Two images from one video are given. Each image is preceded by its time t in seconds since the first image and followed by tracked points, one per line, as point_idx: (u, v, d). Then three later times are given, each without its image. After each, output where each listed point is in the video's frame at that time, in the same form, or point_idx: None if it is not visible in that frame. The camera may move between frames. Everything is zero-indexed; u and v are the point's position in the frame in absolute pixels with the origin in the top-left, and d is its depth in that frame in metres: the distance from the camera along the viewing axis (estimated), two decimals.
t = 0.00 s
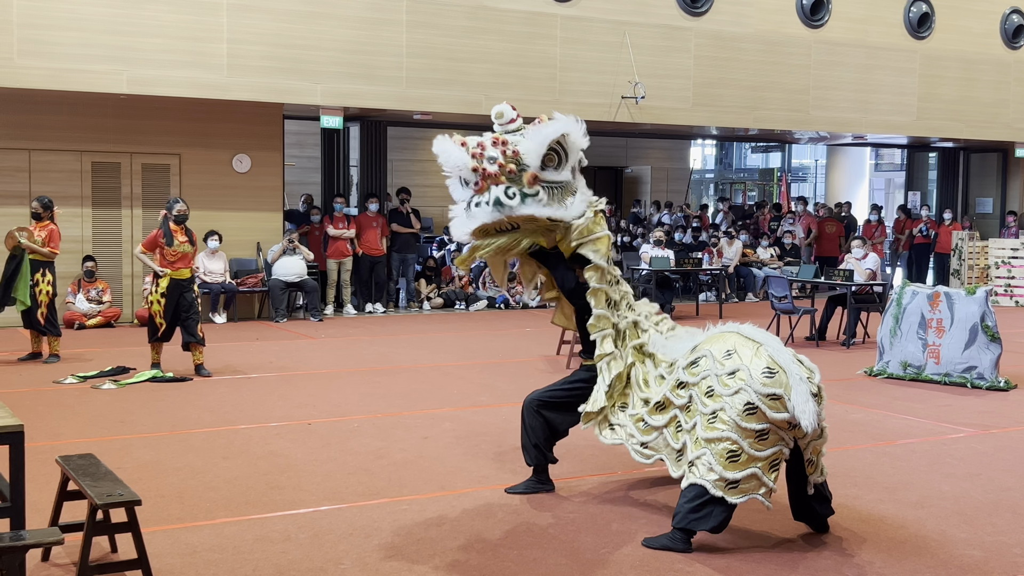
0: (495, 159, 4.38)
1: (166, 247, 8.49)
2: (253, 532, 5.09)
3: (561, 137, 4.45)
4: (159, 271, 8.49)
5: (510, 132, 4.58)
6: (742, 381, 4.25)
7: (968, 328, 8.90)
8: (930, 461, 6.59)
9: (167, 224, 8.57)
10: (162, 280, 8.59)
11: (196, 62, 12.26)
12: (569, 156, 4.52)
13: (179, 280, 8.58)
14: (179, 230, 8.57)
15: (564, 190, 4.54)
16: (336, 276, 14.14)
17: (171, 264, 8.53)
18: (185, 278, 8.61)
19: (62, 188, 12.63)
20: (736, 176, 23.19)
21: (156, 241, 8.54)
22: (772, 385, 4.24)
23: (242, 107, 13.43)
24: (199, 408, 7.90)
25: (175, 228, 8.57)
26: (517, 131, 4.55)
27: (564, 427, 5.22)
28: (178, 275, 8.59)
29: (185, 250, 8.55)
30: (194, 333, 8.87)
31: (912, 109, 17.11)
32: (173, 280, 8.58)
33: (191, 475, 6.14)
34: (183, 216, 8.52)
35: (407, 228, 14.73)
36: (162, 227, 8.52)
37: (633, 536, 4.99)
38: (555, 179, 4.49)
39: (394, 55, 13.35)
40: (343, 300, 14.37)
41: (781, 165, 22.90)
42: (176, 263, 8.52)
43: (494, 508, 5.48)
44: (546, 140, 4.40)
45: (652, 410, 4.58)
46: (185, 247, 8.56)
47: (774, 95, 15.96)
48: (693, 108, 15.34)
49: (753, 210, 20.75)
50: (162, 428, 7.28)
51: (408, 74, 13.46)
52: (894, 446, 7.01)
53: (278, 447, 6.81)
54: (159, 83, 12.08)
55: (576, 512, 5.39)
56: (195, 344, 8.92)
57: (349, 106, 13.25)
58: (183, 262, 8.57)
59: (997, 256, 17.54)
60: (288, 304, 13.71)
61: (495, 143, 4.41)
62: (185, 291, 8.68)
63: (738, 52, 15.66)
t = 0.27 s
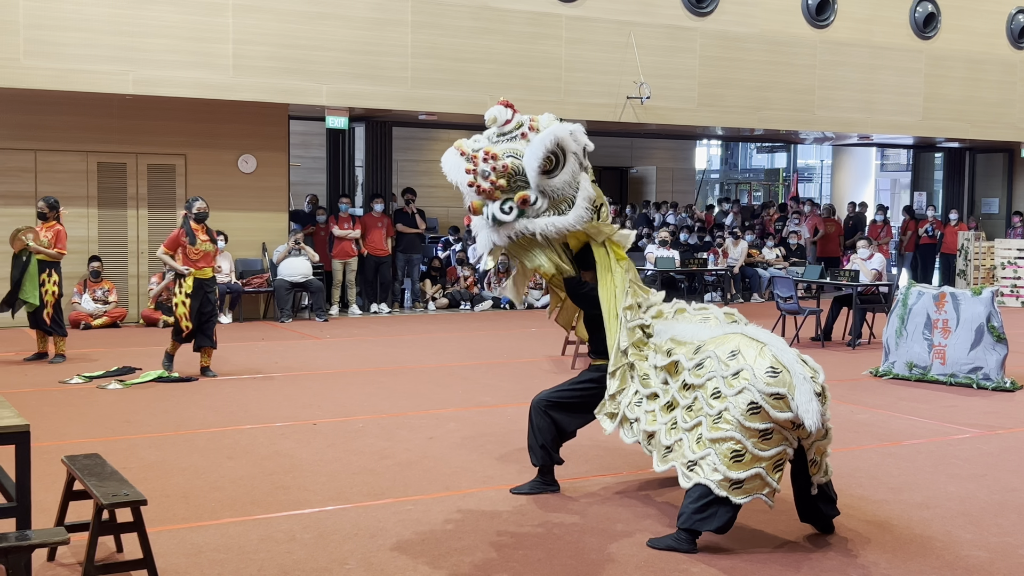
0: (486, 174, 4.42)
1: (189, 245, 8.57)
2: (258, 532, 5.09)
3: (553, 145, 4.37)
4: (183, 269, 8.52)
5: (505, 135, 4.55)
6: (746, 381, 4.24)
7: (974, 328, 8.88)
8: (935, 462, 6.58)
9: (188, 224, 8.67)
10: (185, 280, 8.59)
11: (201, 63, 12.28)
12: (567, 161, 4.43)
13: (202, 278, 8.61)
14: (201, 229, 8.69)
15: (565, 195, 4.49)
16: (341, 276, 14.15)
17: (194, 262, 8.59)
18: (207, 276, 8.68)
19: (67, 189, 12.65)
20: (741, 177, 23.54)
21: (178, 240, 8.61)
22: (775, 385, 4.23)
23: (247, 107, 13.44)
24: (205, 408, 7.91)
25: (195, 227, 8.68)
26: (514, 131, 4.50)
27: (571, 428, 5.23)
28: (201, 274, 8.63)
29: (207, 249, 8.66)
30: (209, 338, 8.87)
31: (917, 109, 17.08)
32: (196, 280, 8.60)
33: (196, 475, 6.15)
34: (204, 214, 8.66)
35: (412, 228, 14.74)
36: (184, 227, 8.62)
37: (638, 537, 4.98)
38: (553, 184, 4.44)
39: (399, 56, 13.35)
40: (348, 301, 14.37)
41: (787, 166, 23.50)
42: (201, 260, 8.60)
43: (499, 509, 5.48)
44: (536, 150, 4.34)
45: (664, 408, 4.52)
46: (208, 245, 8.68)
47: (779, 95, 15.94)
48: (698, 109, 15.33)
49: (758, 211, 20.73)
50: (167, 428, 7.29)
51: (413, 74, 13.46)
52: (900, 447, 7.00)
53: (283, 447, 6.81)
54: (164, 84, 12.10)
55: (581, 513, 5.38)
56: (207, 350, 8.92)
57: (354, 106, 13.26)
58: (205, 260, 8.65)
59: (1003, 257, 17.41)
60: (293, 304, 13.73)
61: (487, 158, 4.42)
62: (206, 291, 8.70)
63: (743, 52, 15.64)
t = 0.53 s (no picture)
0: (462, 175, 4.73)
1: (203, 245, 8.60)
2: (266, 532, 5.10)
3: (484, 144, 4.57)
4: (197, 270, 8.55)
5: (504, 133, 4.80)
6: (754, 381, 4.24)
7: (983, 329, 8.85)
8: (944, 463, 6.56)
9: (202, 223, 8.66)
10: (198, 280, 8.62)
11: (210, 64, 12.30)
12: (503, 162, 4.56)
13: (215, 279, 8.67)
14: (215, 229, 8.71)
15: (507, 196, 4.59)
16: (349, 277, 14.18)
17: (208, 262, 8.64)
18: (219, 277, 8.73)
19: (77, 189, 12.68)
20: (750, 177, 23.55)
21: (191, 240, 8.62)
22: (784, 386, 4.22)
23: (255, 108, 13.47)
24: (213, 408, 7.93)
25: (210, 227, 8.67)
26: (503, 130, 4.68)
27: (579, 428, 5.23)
28: (214, 274, 8.68)
29: (221, 250, 8.70)
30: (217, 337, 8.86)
31: (926, 110, 17.05)
32: (210, 279, 8.67)
33: (204, 475, 6.16)
34: (219, 214, 8.66)
35: (420, 228, 14.76)
36: (198, 227, 8.62)
37: (646, 537, 4.98)
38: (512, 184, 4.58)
39: (407, 57, 13.37)
40: (356, 301, 14.40)
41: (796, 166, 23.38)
42: (214, 262, 8.64)
43: (507, 509, 5.48)
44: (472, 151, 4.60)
45: (669, 406, 4.55)
46: (221, 246, 8.72)
47: (787, 96, 15.92)
48: (706, 109, 15.32)
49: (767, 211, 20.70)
50: (176, 428, 7.31)
51: (421, 75, 13.48)
52: (908, 448, 6.99)
53: (291, 447, 6.83)
54: (173, 85, 12.13)
55: (588, 513, 5.38)
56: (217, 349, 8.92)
57: (362, 107, 13.28)
58: (218, 261, 8.70)
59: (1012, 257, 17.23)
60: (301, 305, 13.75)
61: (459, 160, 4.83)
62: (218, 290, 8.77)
63: (752, 52, 15.63)
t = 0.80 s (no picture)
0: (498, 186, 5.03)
1: (214, 245, 8.61)
2: (276, 532, 5.11)
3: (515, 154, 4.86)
4: (209, 270, 8.56)
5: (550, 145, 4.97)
6: (764, 382, 4.23)
7: (994, 330, 8.81)
8: (954, 465, 6.54)
9: (213, 223, 8.68)
10: (211, 280, 8.63)
11: (220, 65, 12.33)
12: (526, 171, 4.81)
13: (228, 278, 8.66)
14: (226, 228, 8.72)
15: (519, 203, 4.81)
16: (359, 277, 14.21)
17: (220, 262, 8.64)
18: (233, 276, 8.72)
19: (88, 190, 12.73)
20: (760, 178, 23.42)
21: (203, 240, 8.63)
22: (795, 388, 4.20)
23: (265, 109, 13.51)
24: (223, 408, 7.95)
25: (221, 227, 8.70)
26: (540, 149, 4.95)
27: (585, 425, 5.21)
28: (227, 274, 8.67)
29: (233, 248, 8.70)
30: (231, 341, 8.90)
31: (937, 110, 17.00)
32: (222, 280, 8.66)
33: (214, 475, 6.17)
34: (229, 213, 8.66)
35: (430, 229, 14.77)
36: (209, 227, 8.64)
37: (655, 539, 4.96)
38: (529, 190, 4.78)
39: (416, 57, 13.38)
40: (366, 301, 14.44)
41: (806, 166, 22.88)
42: (225, 261, 8.64)
43: (517, 509, 5.48)
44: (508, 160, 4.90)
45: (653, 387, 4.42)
46: (233, 245, 8.71)
47: (798, 96, 15.89)
48: (716, 109, 15.30)
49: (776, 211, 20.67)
50: (186, 428, 7.33)
51: (430, 75, 13.49)
52: (919, 449, 6.96)
53: (300, 447, 6.84)
54: (184, 86, 12.17)
55: (598, 514, 5.37)
56: (232, 351, 8.99)
57: (372, 108, 13.31)
58: (230, 260, 8.69)
59: None
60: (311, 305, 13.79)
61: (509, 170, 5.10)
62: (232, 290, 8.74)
63: (762, 52, 15.60)
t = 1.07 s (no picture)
0: (527, 129, 4.66)
1: (229, 245, 8.62)
2: (286, 532, 5.12)
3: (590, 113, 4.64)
4: (224, 270, 8.56)
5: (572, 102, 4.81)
6: (776, 384, 4.21)
7: (1006, 331, 8.77)
8: (966, 466, 6.52)
9: (228, 224, 8.67)
10: (226, 281, 8.64)
11: (231, 65, 12.36)
12: (602, 136, 4.66)
13: (242, 278, 8.66)
14: (241, 228, 8.71)
15: (593, 169, 4.64)
16: (369, 278, 14.22)
17: (234, 262, 8.65)
18: (248, 276, 8.72)
19: (99, 191, 12.77)
20: (771, 178, 23.20)
21: (218, 240, 8.63)
22: (807, 389, 4.19)
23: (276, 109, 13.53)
24: (234, 408, 7.96)
25: (236, 227, 8.68)
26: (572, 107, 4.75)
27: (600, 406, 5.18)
28: (241, 274, 8.68)
29: (247, 249, 8.70)
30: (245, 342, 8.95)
31: (948, 110, 16.96)
32: (237, 280, 8.66)
33: (225, 475, 6.19)
34: (244, 214, 8.66)
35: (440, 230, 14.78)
36: (224, 227, 8.63)
37: (665, 540, 4.96)
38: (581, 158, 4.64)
39: (426, 58, 13.39)
40: (376, 302, 14.45)
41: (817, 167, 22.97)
42: (240, 261, 8.64)
43: (528, 510, 5.48)
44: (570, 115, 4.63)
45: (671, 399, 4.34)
46: (248, 245, 8.71)
47: (808, 96, 15.86)
48: (727, 110, 15.28)
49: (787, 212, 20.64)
50: (197, 428, 7.34)
51: (441, 76, 13.50)
52: (931, 450, 6.94)
53: (311, 447, 6.85)
54: (194, 87, 12.20)
55: (607, 515, 5.36)
56: (245, 351, 9.01)
57: (382, 109, 13.32)
58: (245, 260, 8.70)
59: None
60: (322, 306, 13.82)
61: (531, 114, 4.69)
62: (246, 290, 8.74)
63: (773, 53, 15.57)
